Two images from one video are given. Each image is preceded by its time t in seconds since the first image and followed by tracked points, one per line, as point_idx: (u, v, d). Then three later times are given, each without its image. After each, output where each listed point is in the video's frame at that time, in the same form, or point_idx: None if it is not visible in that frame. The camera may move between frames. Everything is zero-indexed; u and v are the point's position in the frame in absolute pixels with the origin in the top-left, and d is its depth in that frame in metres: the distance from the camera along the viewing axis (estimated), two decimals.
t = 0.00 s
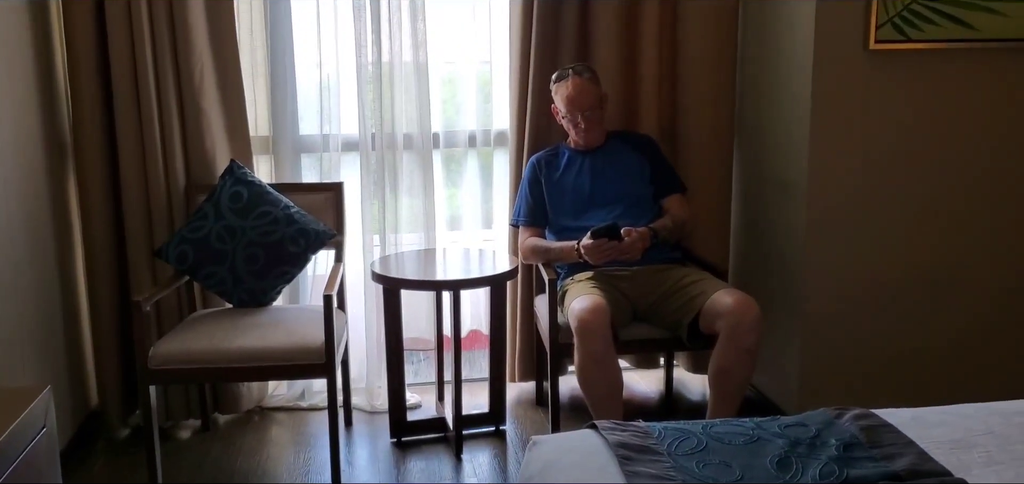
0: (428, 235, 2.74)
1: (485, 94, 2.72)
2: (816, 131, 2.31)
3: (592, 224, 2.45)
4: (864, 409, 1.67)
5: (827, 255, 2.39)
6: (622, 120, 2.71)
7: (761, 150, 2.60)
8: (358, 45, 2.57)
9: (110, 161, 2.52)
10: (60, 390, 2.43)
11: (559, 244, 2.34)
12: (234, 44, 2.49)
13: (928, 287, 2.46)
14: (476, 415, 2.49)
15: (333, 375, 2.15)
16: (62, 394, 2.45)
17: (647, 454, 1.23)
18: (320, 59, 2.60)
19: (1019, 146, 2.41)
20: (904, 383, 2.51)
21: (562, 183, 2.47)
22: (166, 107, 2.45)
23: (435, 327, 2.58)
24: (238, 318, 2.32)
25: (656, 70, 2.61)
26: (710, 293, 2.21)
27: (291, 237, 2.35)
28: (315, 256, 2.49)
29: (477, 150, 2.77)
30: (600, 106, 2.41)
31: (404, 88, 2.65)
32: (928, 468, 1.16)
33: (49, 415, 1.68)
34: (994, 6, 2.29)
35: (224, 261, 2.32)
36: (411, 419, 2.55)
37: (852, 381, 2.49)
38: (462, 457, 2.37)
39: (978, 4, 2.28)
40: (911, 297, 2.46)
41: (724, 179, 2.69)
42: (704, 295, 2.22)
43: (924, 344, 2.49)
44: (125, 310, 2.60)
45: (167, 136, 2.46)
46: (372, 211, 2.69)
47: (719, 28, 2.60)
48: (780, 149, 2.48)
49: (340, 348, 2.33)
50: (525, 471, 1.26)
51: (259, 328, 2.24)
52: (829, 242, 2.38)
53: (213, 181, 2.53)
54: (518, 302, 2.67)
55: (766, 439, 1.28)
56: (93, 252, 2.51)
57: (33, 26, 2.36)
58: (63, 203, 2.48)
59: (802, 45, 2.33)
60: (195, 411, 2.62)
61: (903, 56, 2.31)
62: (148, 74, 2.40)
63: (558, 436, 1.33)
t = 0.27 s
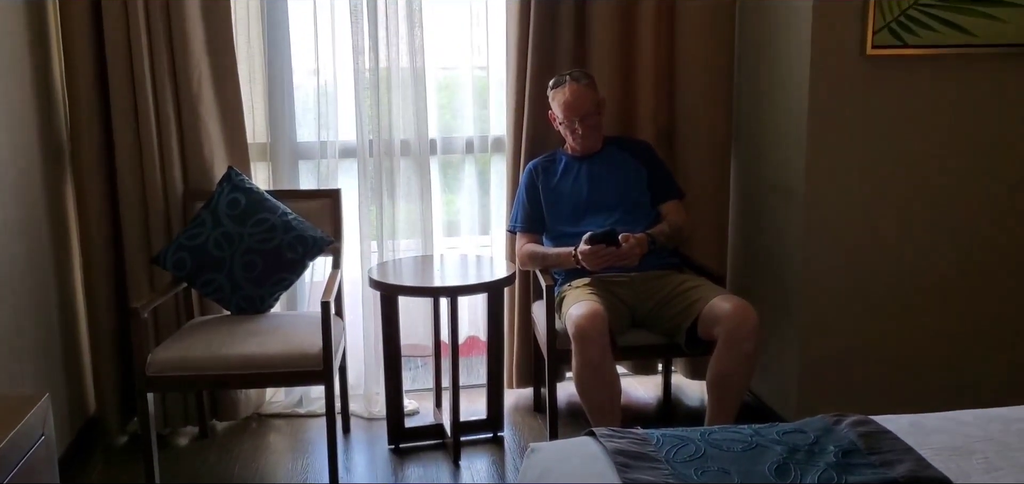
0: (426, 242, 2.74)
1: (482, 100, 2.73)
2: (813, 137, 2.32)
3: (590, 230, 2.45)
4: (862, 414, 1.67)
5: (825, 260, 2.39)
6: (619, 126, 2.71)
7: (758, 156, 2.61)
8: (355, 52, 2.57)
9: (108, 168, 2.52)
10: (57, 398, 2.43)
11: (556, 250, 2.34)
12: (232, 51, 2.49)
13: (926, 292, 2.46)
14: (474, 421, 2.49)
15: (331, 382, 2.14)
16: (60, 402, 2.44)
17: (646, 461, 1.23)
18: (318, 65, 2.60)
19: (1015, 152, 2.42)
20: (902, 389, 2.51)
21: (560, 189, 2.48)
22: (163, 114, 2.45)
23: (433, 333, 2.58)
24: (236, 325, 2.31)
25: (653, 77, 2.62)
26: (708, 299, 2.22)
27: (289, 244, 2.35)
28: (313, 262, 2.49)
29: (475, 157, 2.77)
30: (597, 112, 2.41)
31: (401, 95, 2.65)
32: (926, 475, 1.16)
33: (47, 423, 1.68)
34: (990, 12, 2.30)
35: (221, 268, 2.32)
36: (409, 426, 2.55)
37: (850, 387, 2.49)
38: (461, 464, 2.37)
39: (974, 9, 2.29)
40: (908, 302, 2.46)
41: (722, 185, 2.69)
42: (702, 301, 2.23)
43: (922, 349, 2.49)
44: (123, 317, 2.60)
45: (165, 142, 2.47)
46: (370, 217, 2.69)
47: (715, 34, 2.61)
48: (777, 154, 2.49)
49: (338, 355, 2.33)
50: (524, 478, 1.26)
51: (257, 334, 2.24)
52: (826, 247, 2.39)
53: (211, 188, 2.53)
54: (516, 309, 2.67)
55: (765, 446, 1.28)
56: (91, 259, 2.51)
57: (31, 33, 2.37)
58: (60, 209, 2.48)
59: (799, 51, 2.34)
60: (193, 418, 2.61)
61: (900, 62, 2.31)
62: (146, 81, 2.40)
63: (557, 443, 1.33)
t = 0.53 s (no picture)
0: (427, 246, 2.74)
1: (483, 104, 2.73)
2: (815, 141, 2.32)
3: (591, 234, 2.45)
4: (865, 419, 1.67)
5: (827, 264, 2.39)
6: (620, 130, 2.71)
7: (760, 160, 2.61)
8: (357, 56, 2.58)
9: (110, 172, 2.52)
10: (59, 402, 2.42)
11: (558, 254, 2.34)
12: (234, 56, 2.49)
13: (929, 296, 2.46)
14: (476, 426, 2.49)
15: (333, 386, 2.14)
16: (62, 406, 2.44)
17: (649, 466, 1.23)
18: (320, 70, 2.61)
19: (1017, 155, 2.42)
20: (905, 392, 2.51)
21: (561, 193, 2.48)
22: (165, 119, 2.45)
23: (434, 338, 2.58)
24: (237, 330, 2.31)
25: (654, 81, 2.62)
26: (711, 303, 2.22)
27: (291, 248, 2.35)
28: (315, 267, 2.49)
29: (476, 161, 2.77)
30: (599, 116, 2.41)
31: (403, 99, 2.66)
32: (930, 479, 1.16)
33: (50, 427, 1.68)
34: (993, 15, 2.30)
35: (223, 272, 2.32)
36: (411, 430, 2.55)
37: (853, 390, 2.48)
38: (462, 468, 2.37)
39: (976, 13, 2.29)
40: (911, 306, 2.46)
41: (724, 189, 2.69)
42: (705, 305, 2.22)
43: (925, 353, 2.49)
44: (125, 321, 2.60)
45: (167, 147, 2.47)
46: (372, 221, 2.69)
47: (717, 38, 2.61)
48: (779, 158, 2.49)
49: (340, 359, 2.33)
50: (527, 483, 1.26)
51: (259, 339, 2.24)
52: (828, 251, 2.39)
53: (213, 192, 2.53)
54: (518, 313, 2.66)
55: (768, 450, 1.28)
56: (92, 264, 2.51)
57: (33, 39, 2.37)
58: (61, 214, 2.48)
59: (801, 55, 2.34)
60: (194, 422, 2.61)
61: (902, 66, 2.31)
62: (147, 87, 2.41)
63: (560, 448, 1.32)
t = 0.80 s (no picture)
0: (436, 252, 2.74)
1: (492, 110, 2.73)
2: (824, 148, 2.32)
3: (601, 240, 2.45)
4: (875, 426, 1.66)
5: (837, 271, 2.39)
6: (629, 137, 2.72)
7: (769, 166, 2.61)
8: (367, 62, 2.59)
9: (121, 178, 2.53)
10: (70, 406, 2.44)
11: (567, 261, 2.35)
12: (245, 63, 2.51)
13: (939, 304, 2.45)
14: (484, 432, 2.49)
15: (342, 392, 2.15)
16: (72, 410, 2.45)
17: (660, 473, 1.23)
18: (330, 76, 2.62)
19: None
20: (915, 400, 2.50)
21: (570, 200, 2.48)
22: (177, 125, 2.47)
23: (443, 344, 2.59)
24: (247, 335, 2.32)
25: (663, 88, 2.63)
26: (720, 310, 2.21)
27: (301, 254, 2.36)
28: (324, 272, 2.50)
29: (485, 167, 2.78)
30: (609, 123, 2.42)
31: (412, 106, 2.67)
32: None
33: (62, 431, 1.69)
34: (1003, 22, 2.30)
35: (234, 278, 2.33)
36: (419, 436, 2.55)
37: (862, 398, 2.47)
38: (471, 474, 2.37)
39: (986, 20, 2.29)
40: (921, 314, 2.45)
41: (733, 196, 2.69)
42: (714, 312, 2.22)
43: (935, 361, 2.48)
44: (135, 326, 2.61)
45: (178, 153, 2.49)
46: (381, 227, 2.69)
47: (727, 45, 2.61)
48: (789, 165, 2.49)
49: (349, 365, 2.33)
50: None
51: (269, 344, 2.25)
52: (838, 258, 2.38)
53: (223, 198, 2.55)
54: (526, 319, 2.67)
55: (779, 458, 1.28)
56: (103, 269, 2.52)
57: (47, 46, 2.39)
58: (73, 219, 2.50)
59: (811, 62, 2.34)
60: (204, 427, 2.62)
61: (912, 73, 2.31)
62: (159, 93, 2.43)
63: (570, 455, 1.32)
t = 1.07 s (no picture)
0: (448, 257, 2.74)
1: (504, 115, 2.74)
2: (836, 154, 2.31)
3: (611, 246, 2.45)
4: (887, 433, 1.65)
5: (849, 277, 2.38)
6: (640, 142, 2.72)
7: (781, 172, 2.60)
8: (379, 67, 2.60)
9: (135, 183, 2.55)
10: (82, 410, 2.45)
11: (578, 266, 2.34)
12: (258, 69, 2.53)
13: (952, 311, 2.43)
14: (495, 437, 2.49)
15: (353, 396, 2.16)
16: (85, 414, 2.47)
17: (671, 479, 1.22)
18: (342, 81, 2.63)
19: None
20: (927, 408, 2.48)
21: (581, 205, 2.48)
22: (190, 130, 2.49)
23: (454, 348, 2.59)
24: (259, 339, 2.33)
25: (675, 94, 2.62)
26: (732, 316, 2.21)
27: (313, 258, 2.37)
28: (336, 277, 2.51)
29: (496, 173, 2.78)
30: (621, 128, 2.42)
31: (424, 111, 2.67)
32: None
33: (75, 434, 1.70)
34: (1016, 28, 2.28)
35: (246, 282, 2.34)
36: (429, 441, 2.55)
37: (874, 405, 2.46)
38: (481, 480, 2.36)
39: (1000, 26, 2.28)
40: (934, 321, 2.43)
41: (744, 201, 2.68)
42: (726, 318, 2.21)
43: (948, 369, 2.46)
44: (148, 330, 2.63)
45: (191, 158, 2.50)
46: (393, 232, 2.70)
47: (738, 50, 2.61)
48: (800, 171, 2.48)
49: (360, 369, 2.34)
50: None
51: (280, 348, 2.26)
52: (850, 265, 2.37)
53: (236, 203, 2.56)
54: (537, 324, 2.67)
55: (790, 464, 1.27)
56: (116, 273, 2.54)
57: (62, 51, 2.42)
58: (87, 223, 2.52)
59: (822, 68, 2.33)
60: (215, 431, 2.63)
61: (924, 79, 2.30)
62: (173, 98, 2.44)
63: (580, 461, 1.32)
